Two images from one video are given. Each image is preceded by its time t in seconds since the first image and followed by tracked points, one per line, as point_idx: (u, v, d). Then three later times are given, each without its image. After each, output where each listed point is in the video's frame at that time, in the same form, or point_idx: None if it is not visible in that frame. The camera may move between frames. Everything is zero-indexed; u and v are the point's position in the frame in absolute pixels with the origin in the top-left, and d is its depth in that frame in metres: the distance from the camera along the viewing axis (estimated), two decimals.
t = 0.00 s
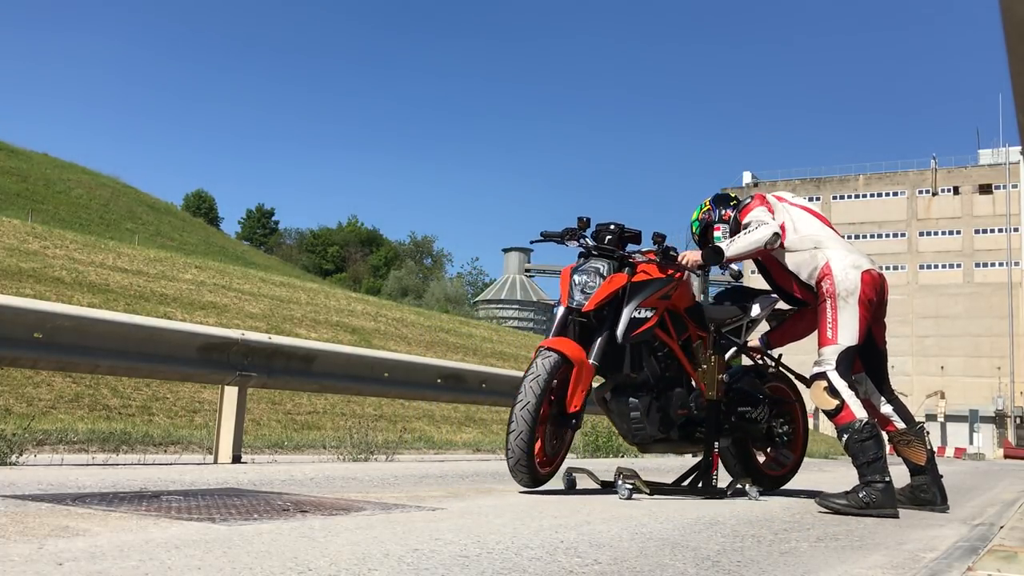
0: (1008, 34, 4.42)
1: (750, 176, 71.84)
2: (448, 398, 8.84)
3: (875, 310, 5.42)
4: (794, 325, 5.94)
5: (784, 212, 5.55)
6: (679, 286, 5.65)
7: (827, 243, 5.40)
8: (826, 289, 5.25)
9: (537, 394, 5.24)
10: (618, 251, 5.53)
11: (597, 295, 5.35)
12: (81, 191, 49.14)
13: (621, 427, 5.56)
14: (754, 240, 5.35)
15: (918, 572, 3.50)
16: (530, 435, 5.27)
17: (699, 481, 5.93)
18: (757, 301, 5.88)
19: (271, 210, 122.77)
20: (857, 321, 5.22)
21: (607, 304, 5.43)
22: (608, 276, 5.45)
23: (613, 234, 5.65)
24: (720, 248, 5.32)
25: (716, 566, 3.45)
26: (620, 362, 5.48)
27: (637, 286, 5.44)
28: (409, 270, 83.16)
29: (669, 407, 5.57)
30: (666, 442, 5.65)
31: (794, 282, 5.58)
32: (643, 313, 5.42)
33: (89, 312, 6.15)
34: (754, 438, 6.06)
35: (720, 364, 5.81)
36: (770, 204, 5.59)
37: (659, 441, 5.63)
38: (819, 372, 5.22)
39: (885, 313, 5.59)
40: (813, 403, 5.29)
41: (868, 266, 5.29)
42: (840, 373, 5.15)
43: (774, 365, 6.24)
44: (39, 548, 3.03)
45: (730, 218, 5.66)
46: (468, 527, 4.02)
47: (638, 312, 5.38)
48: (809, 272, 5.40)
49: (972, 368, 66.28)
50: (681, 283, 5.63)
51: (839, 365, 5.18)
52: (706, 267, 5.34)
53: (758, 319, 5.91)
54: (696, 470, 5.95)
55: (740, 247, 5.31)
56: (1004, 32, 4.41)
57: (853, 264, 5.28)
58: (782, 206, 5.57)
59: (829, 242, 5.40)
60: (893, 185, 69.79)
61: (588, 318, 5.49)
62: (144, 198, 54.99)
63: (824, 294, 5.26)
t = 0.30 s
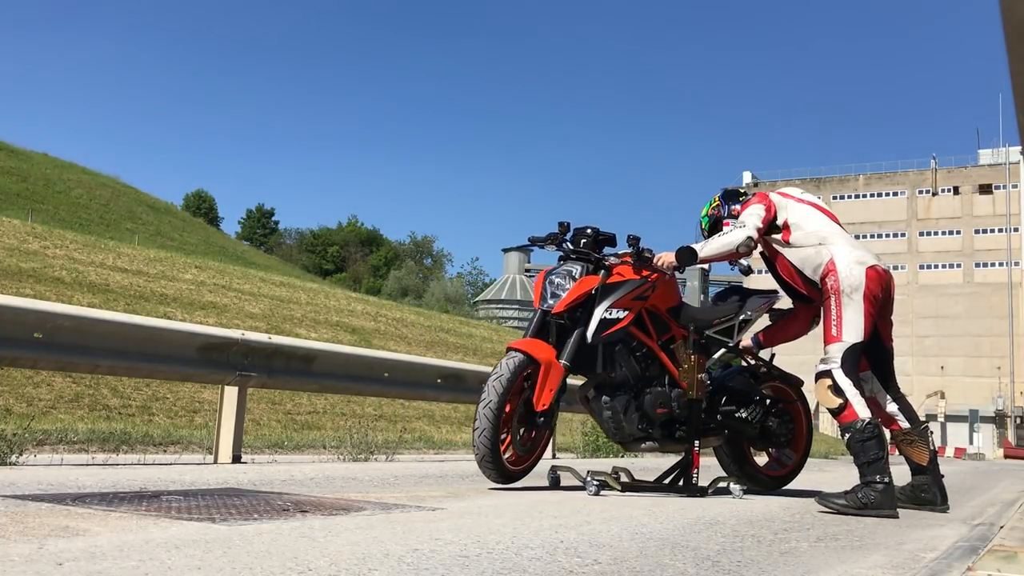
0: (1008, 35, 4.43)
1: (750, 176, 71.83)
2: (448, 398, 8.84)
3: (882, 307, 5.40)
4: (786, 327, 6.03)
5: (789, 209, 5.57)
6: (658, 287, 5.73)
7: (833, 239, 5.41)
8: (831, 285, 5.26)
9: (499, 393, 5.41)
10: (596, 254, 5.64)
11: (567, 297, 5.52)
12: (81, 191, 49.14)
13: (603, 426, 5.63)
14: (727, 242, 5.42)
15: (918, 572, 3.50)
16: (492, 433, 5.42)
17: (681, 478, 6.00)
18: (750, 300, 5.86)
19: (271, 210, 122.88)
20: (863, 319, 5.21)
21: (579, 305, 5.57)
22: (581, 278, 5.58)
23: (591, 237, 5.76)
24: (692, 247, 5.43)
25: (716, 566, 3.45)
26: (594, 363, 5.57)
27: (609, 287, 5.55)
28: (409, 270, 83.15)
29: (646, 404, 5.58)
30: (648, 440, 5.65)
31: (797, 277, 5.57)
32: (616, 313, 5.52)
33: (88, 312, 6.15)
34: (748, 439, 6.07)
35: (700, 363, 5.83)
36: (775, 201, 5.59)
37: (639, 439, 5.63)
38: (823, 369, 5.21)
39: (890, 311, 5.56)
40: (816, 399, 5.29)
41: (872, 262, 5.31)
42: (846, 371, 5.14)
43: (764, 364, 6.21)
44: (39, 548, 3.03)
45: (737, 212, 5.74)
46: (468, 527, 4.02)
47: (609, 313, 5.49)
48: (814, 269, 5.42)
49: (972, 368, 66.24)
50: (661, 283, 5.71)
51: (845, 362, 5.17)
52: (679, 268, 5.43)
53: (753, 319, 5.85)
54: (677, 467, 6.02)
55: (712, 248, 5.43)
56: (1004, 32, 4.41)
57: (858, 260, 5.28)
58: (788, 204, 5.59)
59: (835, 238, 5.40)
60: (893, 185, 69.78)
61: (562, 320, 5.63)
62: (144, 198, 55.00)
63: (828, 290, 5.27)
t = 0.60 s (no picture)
0: (1008, 35, 4.43)
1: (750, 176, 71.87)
2: (448, 398, 8.84)
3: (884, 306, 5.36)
4: (776, 325, 6.02)
5: (790, 208, 5.53)
6: (639, 287, 5.83)
7: (832, 239, 5.36)
8: (828, 287, 5.26)
9: (471, 394, 5.53)
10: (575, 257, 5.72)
11: (543, 301, 5.63)
12: (81, 191, 49.12)
13: (587, 424, 5.74)
14: (701, 247, 5.66)
15: (918, 572, 3.50)
16: (463, 431, 5.52)
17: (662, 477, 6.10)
18: (742, 300, 5.95)
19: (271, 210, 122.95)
20: (858, 323, 5.17)
21: (557, 306, 5.67)
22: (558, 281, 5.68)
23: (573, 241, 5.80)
24: (670, 252, 5.64)
25: (716, 566, 3.45)
26: (571, 362, 5.71)
27: (584, 288, 5.64)
28: (409, 271, 83.12)
29: (627, 405, 5.65)
30: (631, 440, 5.72)
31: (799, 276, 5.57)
32: (591, 315, 5.61)
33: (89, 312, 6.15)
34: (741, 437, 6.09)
35: (684, 362, 5.91)
36: (775, 201, 5.58)
37: (621, 439, 5.71)
38: (816, 372, 5.21)
39: (895, 309, 5.50)
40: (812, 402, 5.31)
41: (871, 263, 5.23)
42: (837, 374, 5.14)
43: (755, 363, 6.17)
44: (39, 548, 3.02)
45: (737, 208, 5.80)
46: (468, 527, 4.02)
47: (585, 314, 5.59)
48: (814, 270, 5.41)
49: (971, 368, 66.21)
50: (640, 284, 5.81)
51: (837, 364, 5.16)
52: (655, 270, 5.58)
53: (745, 319, 5.92)
54: (659, 466, 6.12)
55: (687, 252, 5.69)
56: (1004, 32, 4.41)
57: (856, 261, 5.24)
58: (791, 203, 5.54)
59: (834, 238, 5.36)
60: (893, 185, 69.84)
61: (542, 320, 5.74)
62: (144, 198, 55.02)
63: (826, 292, 5.27)
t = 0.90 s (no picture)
0: (1009, 35, 4.43)
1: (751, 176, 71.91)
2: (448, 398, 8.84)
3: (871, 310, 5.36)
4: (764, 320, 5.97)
5: (776, 208, 5.57)
6: (624, 289, 5.88)
7: (819, 243, 5.38)
8: (815, 292, 5.27)
9: (449, 394, 5.65)
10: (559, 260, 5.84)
11: (526, 304, 5.78)
12: (81, 191, 49.16)
13: (576, 424, 5.87)
14: (682, 248, 5.68)
15: (918, 572, 3.50)
16: (443, 429, 5.63)
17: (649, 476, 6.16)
18: (734, 301, 6.01)
19: (271, 210, 123.08)
20: (846, 325, 5.18)
21: (540, 309, 5.82)
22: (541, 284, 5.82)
23: (557, 245, 5.91)
24: (650, 253, 5.63)
25: (716, 566, 3.45)
26: (555, 363, 5.84)
27: (565, 292, 5.76)
28: (409, 270, 83.12)
29: (612, 404, 5.72)
30: (618, 439, 5.79)
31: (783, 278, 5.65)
32: (572, 317, 5.72)
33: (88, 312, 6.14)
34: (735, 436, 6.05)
35: (670, 362, 5.86)
36: (760, 200, 5.61)
37: (608, 438, 5.80)
38: (807, 378, 5.22)
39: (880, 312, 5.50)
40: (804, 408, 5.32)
41: (857, 266, 5.24)
42: (827, 379, 5.15)
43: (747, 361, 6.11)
44: (39, 548, 3.03)
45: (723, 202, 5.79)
46: (469, 527, 4.02)
47: (565, 317, 5.72)
48: (800, 271, 5.43)
49: (971, 368, 66.15)
50: (624, 286, 5.85)
51: (826, 368, 5.17)
52: (636, 271, 5.62)
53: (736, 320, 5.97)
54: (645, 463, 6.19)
55: (668, 253, 5.68)
56: (1005, 32, 4.42)
57: (842, 264, 5.25)
58: (778, 203, 5.57)
59: (821, 241, 5.37)
60: (893, 185, 69.95)
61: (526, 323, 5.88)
62: (144, 198, 55.04)
63: (812, 297, 5.28)
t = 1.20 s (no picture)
0: (1010, 33, 4.42)
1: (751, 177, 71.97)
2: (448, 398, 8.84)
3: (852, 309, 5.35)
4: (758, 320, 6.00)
5: (759, 209, 5.57)
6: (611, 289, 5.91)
7: (800, 242, 5.37)
8: (799, 291, 5.25)
9: (436, 392, 5.70)
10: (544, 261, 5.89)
11: (510, 306, 5.86)
12: (81, 191, 49.17)
13: (565, 422, 5.89)
14: (664, 248, 5.70)
15: (918, 572, 3.50)
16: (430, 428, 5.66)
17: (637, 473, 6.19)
18: (726, 300, 5.96)
19: (271, 210, 123.04)
20: (836, 321, 5.14)
21: (526, 311, 5.88)
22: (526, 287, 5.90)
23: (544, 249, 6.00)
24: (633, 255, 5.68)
25: (716, 566, 3.45)
26: (543, 364, 5.86)
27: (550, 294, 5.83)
28: (409, 270, 83.12)
29: (600, 404, 5.73)
30: (608, 438, 5.82)
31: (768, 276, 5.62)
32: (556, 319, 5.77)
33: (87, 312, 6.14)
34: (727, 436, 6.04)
35: (658, 362, 5.84)
36: (742, 201, 5.61)
37: (598, 437, 5.81)
38: (805, 379, 5.15)
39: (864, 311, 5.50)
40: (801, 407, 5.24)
41: (840, 264, 5.21)
42: (826, 379, 5.08)
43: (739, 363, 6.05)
44: (39, 547, 3.03)
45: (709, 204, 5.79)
46: (470, 526, 4.02)
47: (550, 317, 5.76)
48: (783, 270, 5.42)
49: (971, 368, 66.09)
50: (611, 287, 5.87)
51: (823, 368, 5.11)
52: (621, 273, 5.65)
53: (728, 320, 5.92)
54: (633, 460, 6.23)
55: (652, 254, 5.71)
56: (1005, 31, 4.41)
57: (824, 262, 5.24)
58: (760, 203, 5.58)
59: (802, 241, 5.36)
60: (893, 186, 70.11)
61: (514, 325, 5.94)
62: (143, 198, 55.06)
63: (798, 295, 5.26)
